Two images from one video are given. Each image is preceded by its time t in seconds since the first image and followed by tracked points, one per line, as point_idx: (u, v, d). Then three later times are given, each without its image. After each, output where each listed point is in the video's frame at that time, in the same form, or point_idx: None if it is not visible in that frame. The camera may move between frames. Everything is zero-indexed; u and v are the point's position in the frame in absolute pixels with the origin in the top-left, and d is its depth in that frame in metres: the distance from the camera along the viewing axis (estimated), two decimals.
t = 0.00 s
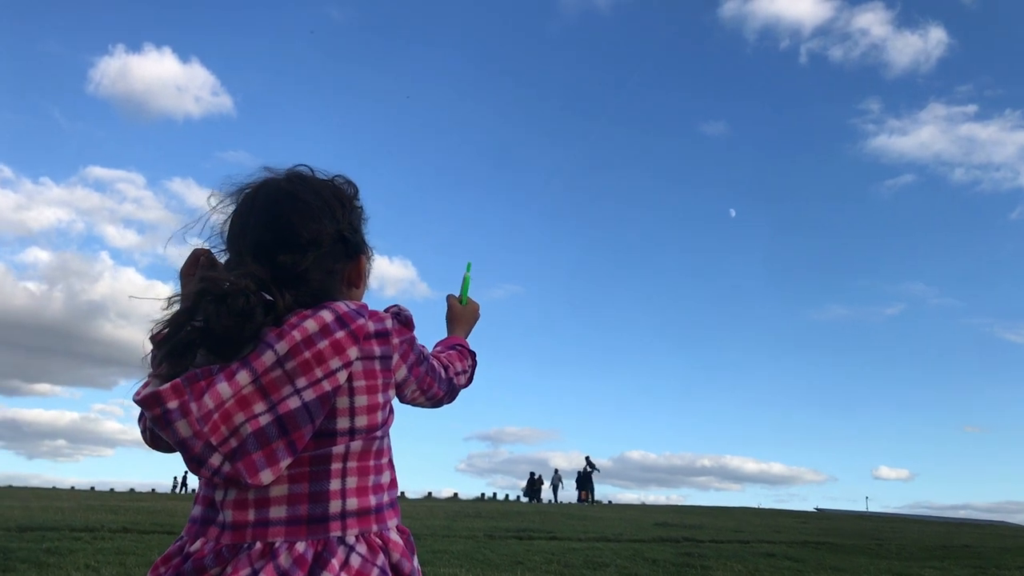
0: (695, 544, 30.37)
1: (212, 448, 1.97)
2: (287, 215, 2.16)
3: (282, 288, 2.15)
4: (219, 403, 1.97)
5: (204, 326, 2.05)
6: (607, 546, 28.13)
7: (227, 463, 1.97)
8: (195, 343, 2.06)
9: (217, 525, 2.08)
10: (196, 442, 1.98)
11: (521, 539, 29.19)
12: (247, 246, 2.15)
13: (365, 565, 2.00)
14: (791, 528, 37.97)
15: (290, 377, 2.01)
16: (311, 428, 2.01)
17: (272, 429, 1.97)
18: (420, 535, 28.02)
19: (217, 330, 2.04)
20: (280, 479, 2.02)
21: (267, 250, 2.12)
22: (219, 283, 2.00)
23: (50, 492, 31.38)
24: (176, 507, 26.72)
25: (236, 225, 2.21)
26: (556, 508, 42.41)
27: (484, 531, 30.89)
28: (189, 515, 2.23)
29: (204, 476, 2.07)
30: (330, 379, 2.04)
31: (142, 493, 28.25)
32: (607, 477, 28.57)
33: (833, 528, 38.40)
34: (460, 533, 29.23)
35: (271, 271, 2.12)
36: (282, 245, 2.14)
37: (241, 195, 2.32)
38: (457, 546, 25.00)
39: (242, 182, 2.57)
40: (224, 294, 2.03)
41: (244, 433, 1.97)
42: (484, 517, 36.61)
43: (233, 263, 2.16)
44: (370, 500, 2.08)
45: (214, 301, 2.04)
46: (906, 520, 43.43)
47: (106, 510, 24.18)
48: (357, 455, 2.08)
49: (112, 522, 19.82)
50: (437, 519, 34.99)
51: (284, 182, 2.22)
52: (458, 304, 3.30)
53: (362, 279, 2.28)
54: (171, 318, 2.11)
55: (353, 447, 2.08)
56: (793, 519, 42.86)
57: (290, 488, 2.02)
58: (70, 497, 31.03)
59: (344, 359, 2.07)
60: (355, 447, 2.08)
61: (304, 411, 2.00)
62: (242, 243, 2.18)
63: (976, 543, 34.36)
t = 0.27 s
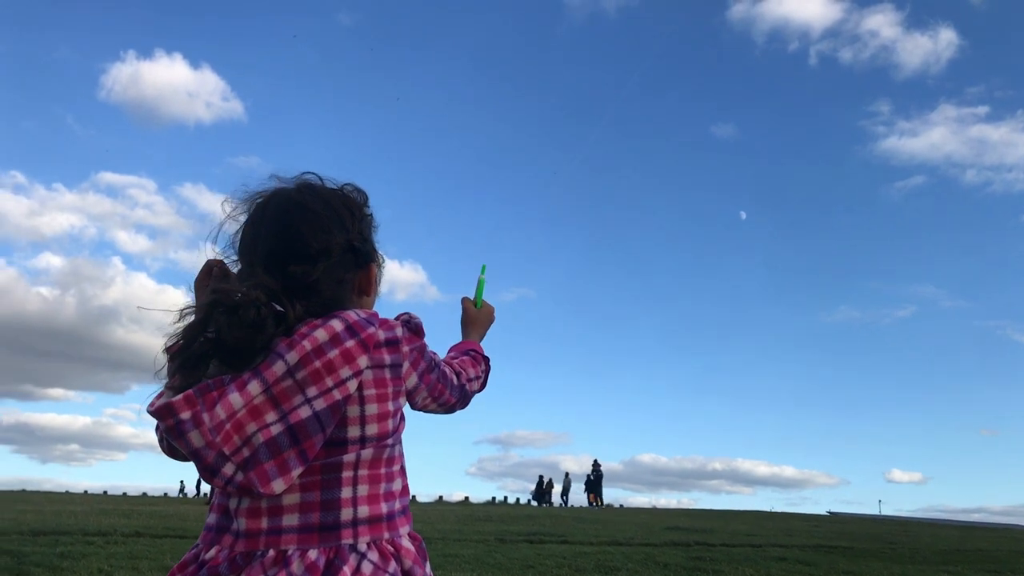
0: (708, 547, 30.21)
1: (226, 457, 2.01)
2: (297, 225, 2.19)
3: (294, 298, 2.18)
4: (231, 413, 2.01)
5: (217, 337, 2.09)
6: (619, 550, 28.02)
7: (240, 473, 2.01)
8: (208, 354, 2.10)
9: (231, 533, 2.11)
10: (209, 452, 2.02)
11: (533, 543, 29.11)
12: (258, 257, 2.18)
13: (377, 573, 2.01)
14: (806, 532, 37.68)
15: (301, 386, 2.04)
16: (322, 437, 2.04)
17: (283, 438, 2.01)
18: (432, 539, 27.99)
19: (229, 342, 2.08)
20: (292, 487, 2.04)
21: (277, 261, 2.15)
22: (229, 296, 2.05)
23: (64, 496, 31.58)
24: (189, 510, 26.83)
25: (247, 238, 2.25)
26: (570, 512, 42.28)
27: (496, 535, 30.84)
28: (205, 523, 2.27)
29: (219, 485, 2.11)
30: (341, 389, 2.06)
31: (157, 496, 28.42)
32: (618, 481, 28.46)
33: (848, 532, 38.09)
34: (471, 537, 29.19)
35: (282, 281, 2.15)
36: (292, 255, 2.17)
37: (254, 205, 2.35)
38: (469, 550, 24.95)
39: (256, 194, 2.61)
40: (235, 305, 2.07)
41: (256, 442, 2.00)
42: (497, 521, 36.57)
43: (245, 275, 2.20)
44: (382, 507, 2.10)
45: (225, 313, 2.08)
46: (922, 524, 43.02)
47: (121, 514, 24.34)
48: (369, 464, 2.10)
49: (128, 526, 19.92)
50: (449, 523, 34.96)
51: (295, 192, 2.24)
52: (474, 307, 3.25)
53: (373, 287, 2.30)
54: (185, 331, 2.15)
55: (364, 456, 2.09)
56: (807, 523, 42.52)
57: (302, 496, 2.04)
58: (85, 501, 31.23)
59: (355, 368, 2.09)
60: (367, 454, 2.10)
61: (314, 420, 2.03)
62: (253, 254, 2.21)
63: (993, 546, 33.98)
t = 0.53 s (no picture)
0: (718, 552, 30.08)
1: (239, 460, 1.98)
2: (307, 233, 2.14)
3: (305, 305, 2.14)
4: (245, 416, 1.98)
5: (229, 344, 2.05)
6: (628, 554, 27.93)
7: (254, 475, 1.98)
8: (221, 362, 2.05)
9: (244, 535, 2.08)
10: (223, 455, 1.99)
11: (541, 547, 29.05)
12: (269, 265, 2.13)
13: None
14: (816, 536, 37.50)
15: (314, 391, 2.01)
16: (335, 440, 2.01)
17: (297, 441, 1.98)
18: (440, 543, 27.95)
19: (242, 349, 2.03)
20: (305, 490, 2.01)
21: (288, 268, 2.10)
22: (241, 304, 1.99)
23: (74, 500, 31.69)
24: (199, 515, 26.87)
25: (256, 245, 2.20)
26: (578, 516, 42.17)
27: (505, 539, 30.78)
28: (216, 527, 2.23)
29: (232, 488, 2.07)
30: (353, 392, 2.03)
31: (167, 501, 28.49)
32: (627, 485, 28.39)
33: (858, 536, 37.91)
34: (480, 542, 29.14)
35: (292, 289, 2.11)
36: (303, 262, 2.13)
37: (260, 214, 2.31)
38: (477, 555, 24.90)
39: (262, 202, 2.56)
40: (247, 313, 2.03)
41: (271, 445, 1.97)
42: (506, 526, 36.50)
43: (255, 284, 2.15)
44: (393, 510, 2.06)
45: (237, 321, 2.04)
46: (932, 528, 42.78)
47: (131, 519, 24.38)
48: (381, 466, 2.07)
49: (138, 530, 19.93)
50: (458, 527, 34.92)
51: (304, 202, 2.20)
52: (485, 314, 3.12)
53: (383, 292, 2.26)
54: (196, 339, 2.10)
55: (376, 459, 2.06)
56: (816, 527, 42.33)
57: (315, 499, 2.01)
58: (95, 505, 31.33)
59: (367, 372, 2.06)
60: (378, 457, 2.07)
61: (327, 423, 2.00)
62: (263, 262, 2.17)
63: (1004, 551, 33.76)
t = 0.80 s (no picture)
0: (727, 558, 29.91)
1: (254, 469, 1.93)
2: (320, 244, 2.10)
3: (316, 315, 2.09)
4: (262, 424, 1.94)
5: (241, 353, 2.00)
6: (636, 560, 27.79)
7: (269, 484, 1.94)
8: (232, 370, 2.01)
9: (255, 544, 2.03)
10: (238, 464, 1.95)
11: (550, 553, 28.93)
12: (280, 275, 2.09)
13: None
14: (826, 542, 37.27)
15: (329, 400, 1.97)
16: (350, 450, 1.98)
17: (313, 451, 1.94)
18: (448, 548, 27.87)
19: (254, 358, 2.00)
20: (319, 499, 1.97)
21: (300, 278, 2.06)
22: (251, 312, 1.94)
23: (84, 505, 31.78)
24: (208, 520, 26.87)
25: (267, 255, 2.16)
26: (587, 522, 42.03)
27: (513, 545, 30.69)
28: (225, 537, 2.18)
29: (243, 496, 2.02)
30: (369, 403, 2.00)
31: (176, 506, 28.56)
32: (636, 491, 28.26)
33: (868, 542, 37.65)
34: (488, 547, 29.06)
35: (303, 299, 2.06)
36: (315, 273, 2.09)
37: (270, 225, 2.26)
38: (486, 560, 24.82)
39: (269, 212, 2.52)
40: (258, 321, 1.98)
41: (286, 454, 1.94)
42: (515, 532, 36.40)
43: (267, 293, 2.11)
44: (404, 521, 2.03)
45: (249, 329, 1.99)
46: (943, 534, 42.45)
47: (142, 524, 24.43)
48: (394, 477, 2.04)
49: (148, 536, 19.93)
50: (466, 532, 34.83)
51: (316, 212, 2.16)
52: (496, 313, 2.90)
53: (393, 304, 2.21)
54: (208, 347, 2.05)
55: (389, 469, 2.03)
56: (826, 533, 42.04)
57: (328, 508, 1.98)
58: (105, 510, 31.42)
59: (381, 384, 2.03)
60: (391, 468, 2.03)
61: (343, 433, 1.97)
62: (274, 271, 2.12)
63: (1016, 557, 33.45)
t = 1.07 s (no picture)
0: (734, 565, 29.77)
1: (263, 479, 1.89)
2: (318, 256, 2.05)
3: (317, 328, 2.04)
4: (270, 436, 1.90)
5: (244, 368, 1.97)
6: (643, 567, 27.67)
7: (277, 495, 1.90)
8: (236, 386, 1.97)
9: (261, 556, 1.99)
10: (247, 475, 1.90)
11: (556, 560, 28.85)
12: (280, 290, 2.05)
13: None
14: (833, 548, 37.05)
15: (337, 412, 1.94)
16: (358, 461, 1.95)
17: (322, 461, 1.91)
18: (454, 556, 27.81)
19: (255, 373, 1.96)
20: (327, 510, 1.94)
21: (301, 292, 2.02)
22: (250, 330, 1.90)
23: (91, 513, 31.84)
24: (215, 527, 26.89)
25: (266, 269, 2.12)
26: (592, 529, 41.87)
27: (519, 552, 30.61)
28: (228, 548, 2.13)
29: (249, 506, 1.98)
30: (376, 414, 1.97)
31: (182, 512, 28.58)
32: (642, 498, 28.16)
33: (875, 548, 37.42)
34: (494, 555, 28.98)
35: (303, 313, 2.02)
36: (314, 287, 2.04)
37: (267, 240, 2.21)
38: (492, 568, 24.74)
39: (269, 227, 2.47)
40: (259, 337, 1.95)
41: (295, 465, 1.90)
42: (521, 538, 36.30)
43: (268, 309, 2.07)
44: (410, 531, 2.00)
45: (250, 344, 1.96)
46: (952, 540, 42.18)
47: (149, 531, 24.46)
48: (401, 487, 2.01)
49: (154, 543, 19.96)
50: (472, 539, 34.76)
51: (313, 226, 2.10)
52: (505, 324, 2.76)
53: (395, 313, 2.15)
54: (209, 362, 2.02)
55: (396, 480, 2.00)
56: (834, 539, 41.84)
57: (336, 518, 1.95)
58: (112, 518, 31.48)
59: (389, 395, 2.00)
60: (398, 478, 2.00)
61: (351, 444, 1.93)
62: (274, 286, 2.08)
63: None
